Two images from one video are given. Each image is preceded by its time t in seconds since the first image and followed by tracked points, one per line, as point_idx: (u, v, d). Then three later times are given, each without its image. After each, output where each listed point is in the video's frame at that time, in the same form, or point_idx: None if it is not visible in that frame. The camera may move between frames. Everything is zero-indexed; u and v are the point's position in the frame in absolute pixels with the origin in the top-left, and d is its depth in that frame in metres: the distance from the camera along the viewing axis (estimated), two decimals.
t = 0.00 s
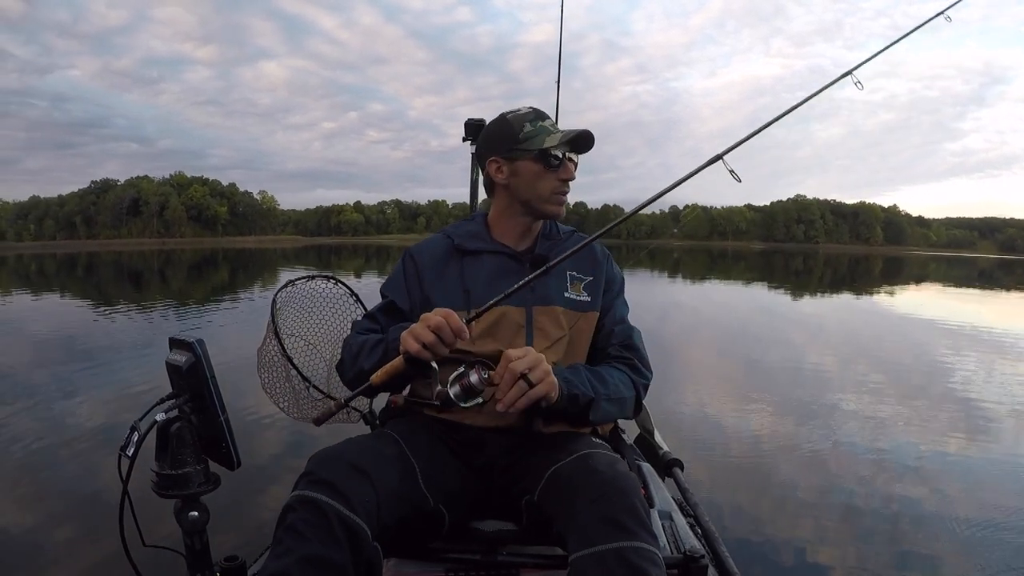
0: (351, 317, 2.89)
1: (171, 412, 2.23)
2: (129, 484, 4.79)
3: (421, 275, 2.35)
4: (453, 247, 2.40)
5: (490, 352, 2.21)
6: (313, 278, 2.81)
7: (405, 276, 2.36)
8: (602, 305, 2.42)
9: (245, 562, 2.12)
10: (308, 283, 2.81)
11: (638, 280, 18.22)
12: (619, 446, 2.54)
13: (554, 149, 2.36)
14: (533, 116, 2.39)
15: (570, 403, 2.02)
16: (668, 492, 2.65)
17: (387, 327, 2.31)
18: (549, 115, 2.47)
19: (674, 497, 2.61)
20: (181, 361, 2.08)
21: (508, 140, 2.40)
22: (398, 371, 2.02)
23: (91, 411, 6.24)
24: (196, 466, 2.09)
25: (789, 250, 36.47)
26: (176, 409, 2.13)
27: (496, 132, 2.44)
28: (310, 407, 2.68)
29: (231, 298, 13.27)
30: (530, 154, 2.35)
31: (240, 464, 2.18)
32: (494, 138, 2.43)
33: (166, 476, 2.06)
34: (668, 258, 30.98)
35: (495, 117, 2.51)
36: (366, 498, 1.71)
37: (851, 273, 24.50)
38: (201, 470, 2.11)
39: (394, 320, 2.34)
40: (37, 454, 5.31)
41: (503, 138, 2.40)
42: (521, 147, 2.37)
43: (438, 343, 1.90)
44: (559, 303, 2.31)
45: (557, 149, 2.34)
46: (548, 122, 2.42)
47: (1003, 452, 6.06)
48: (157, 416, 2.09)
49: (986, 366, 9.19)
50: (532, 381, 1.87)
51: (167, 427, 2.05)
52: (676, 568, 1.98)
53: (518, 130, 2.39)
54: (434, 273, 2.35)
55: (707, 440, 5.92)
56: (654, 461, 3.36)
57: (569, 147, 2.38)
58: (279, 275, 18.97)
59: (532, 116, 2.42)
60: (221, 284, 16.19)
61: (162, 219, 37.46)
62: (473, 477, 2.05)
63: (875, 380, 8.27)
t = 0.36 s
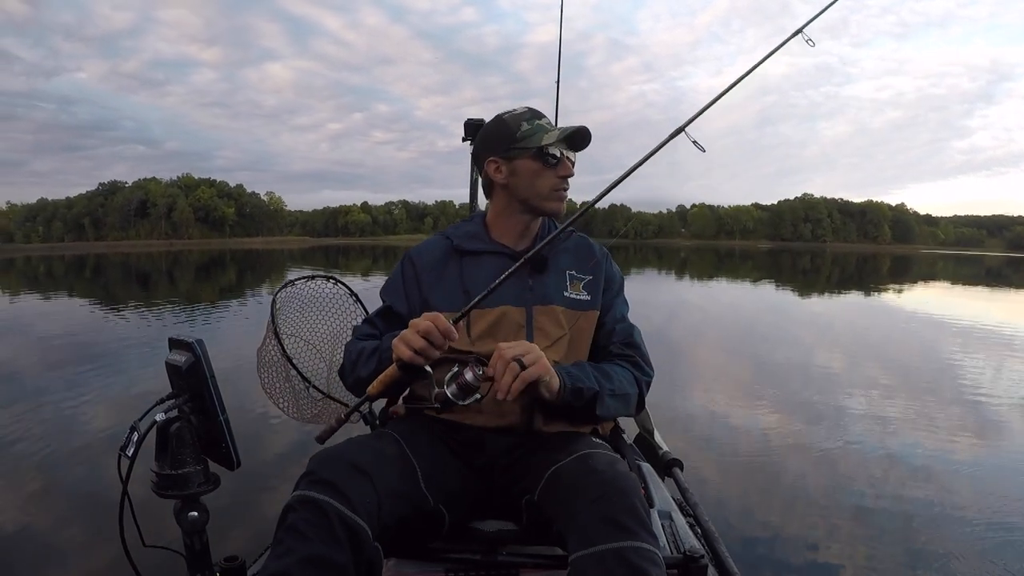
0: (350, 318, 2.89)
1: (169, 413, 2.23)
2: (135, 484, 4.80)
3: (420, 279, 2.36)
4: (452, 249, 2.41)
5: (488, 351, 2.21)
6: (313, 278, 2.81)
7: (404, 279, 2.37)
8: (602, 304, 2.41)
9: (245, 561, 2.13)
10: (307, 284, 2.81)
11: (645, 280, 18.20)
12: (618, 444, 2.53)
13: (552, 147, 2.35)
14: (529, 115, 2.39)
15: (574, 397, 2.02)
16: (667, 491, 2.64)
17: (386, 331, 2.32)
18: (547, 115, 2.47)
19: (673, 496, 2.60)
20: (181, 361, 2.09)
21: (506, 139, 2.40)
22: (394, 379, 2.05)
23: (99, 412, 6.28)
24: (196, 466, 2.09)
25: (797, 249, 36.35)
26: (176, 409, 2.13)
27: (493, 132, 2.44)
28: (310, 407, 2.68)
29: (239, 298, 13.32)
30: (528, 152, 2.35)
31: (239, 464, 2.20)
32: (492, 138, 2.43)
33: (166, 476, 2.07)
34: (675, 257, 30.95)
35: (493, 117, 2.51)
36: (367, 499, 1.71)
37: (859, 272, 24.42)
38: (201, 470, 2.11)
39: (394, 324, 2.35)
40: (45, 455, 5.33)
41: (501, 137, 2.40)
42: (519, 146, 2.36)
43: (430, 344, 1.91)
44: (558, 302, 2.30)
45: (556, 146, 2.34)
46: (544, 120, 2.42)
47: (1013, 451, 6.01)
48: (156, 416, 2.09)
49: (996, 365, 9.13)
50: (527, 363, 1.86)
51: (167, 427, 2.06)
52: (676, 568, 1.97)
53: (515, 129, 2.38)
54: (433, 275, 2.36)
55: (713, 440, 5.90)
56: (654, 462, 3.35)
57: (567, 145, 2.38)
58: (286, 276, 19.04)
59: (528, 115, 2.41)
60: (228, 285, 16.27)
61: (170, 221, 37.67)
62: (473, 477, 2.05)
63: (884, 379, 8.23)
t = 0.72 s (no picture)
0: (350, 316, 2.88)
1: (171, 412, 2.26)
2: (139, 481, 4.81)
3: (420, 281, 2.36)
4: (452, 250, 2.41)
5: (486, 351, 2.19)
6: (313, 276, 2.81)
7: (403, 282, 2.38)
8: (602, 303, 2.41)
9: (246, 561, 2.15)
10: (308, 282, 2.81)
11: (650, 281, 18.19)
12: (618, 442, 2.52)
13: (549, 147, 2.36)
14: (526, 115, 2.39)
15: (564, 392, 2.03)
16: (666, 490, 2.64)
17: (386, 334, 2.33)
18: (545, 115, 2.47)
19: (671, 495, 2.60)
20: (182, 361, 2.10)
21: (504, 139, 2.40)
22: (394, 379, 2.06)
23: (105, 408, 6.31)
24: (197, 465, 2.11)
25: (804, 251, 36.27)
26: (177, 408, 2.14)
27: (491, 132, 2.44)
28: (309, 405, 2.68)
29: (244, 296, 13.36)
30: (526, 152, 2.36)
31: (241, 464, 2.22)
32: (490, 138, 2.43)
33: (167, 474, 2.08)
34: (682, 258, 30.92)
35: (492, 117, 2.51)
36: (372, 499, 1.71)
37: (865, 275, 24.36)
38: (201, 470, 2.13)
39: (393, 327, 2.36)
40: (51, 450, 5.36)
41: (499, 137, 2.40)
42: (517, 147, 2.37)
43: (426, 348, 1.91)
44: (557, 303, 2.30)
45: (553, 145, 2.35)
46: (541, 119, 2.43)
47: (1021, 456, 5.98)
48: (157, 415, 2.11)
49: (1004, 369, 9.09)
50: (519, 380, 1.92)
51: (168, 426, 2.07)
52: (676, 568, 1.97)
53: (512, 130, 2.39)
54: (433, 275, 2.36)
55: (716, 442, 5.89)
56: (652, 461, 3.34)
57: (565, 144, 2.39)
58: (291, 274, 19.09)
59: (526, 115, 2.42)
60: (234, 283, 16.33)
61: (177, 218, 37.85)
62: (473, 477, 2.05)
63: (890, 382, 8.21)
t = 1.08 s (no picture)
0: (351, 317, 2.87)
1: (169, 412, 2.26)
2: (144, 478, 4.83)
3: (419, 282, 2.37)
4: (451, 251, 2.41)
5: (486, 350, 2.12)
6: (313, 277, 2.80)
7: (402, 283, 2.38)
8: (601, 303, 2.41)
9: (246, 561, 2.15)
10: (308, 283, 2.81)
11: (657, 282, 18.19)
12: (617, 442, 2.52)
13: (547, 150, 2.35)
14: (524, 117, 2.39)
15: (562, 390, 2.03)
16: (666, 490, 2.63)
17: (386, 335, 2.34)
18: (544, 116, 2.46)
19: (671, 495, 2.59)
20: (182, 360, 2.12)
21: (502, 140, 2.39)
22: (396, 380, 2.06)
23: (111, 405, 6.35)
24: (197, 464, 2.11)
25: (811, 253, 36.17)
26: (177, 408, 2.15)
27: (489, 133, 2.43)
28: (309, 405, 2.67)
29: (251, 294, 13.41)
30: (523, 155, 2.36)
31: (240, 464, 2.23)
32: (488, 139, 2.42)
33: (167, 474, 2.08)
34: (688, 259, 30.92)
35: (490, 117, 2.50)
36: (372, 499, 1.71)
37: (873, 277, 24.28)
38: (201, 470, 2.12)
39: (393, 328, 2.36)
40: (57, 446, 5.39)
41: (498, 138, 2.39)
42: (515, 149, 2.37)
43: (425, 346, 1.91)
44: (556, 303, 2.30)
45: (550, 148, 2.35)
46: (540, 121, 2.42)
47: None
48: (157, 415, 2.11)
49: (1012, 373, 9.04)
50: (518, 374, 1.92)
51: (169, 426, 2.07)
52: (676, 568, 1.96)
53: (511, 131, 2.38)
54: (433, 275, 2.36)
55: (720, 443, 5.87)
56: (652, 461, 3.34)
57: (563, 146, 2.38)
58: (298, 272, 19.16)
59: (524, 116, 2.41)
60: (242, 281, 16.39)
61: (185, 216, 38.04)
62: (473, 477, 2.05)
63: (897, 385, 8.18)
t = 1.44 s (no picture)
0: (350, 317, 2.88)
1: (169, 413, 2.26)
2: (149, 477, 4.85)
3: (417, 282, 2.37)
4: (449, 251, 2.41)
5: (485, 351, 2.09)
6: (311, 279, 2.84)
7: (400, 283, 2.38)
8: (599, 301, 2.41)
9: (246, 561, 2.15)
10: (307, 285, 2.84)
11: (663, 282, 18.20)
12: (617, 441, 2.51)
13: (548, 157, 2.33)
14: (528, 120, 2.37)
15: (552, 385, 2.01)
16: (666, 489, 2.62)
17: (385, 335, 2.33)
18: (546, 116, 2.44)
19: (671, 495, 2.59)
20: (182, 361, 2.12)
21: (503, 142, 2.38)
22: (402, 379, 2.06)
23: (118, 404, 6.38)
24: (197, 464, 2.12)
25: (818, 253, 36.02)
26: (176, 409, 2.15)
27: (491, 133, 2.41)
28: (308, 405, 2.67)
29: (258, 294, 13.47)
30: (522, 159, 2.36)
31: (239, 464, 2.23)
32: (490, 140, 2.41)
33: (167, 475, 2.08)
34: (694, 259, 30.90)
35: (491, 116, 2.48)
36: (374, 500, 1.71)
37: (881, 276, 24.19)
38: (201, 470, 2.13)
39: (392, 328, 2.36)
40: (64, 446, 5.42)
41: (499, 140, 2.39)
42: (515, 152, 2.36)
43: (429, 343, 1.92)
44: (555, 302, 2.30)
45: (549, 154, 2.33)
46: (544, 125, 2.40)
47: None
48: (156, 416, 2.11)
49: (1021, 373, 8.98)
50: (504, 376, 1.90)
51: (169, 426, 2.07)
52: (676, 568, 1.96)
53: (512, 133, 2.37)
54: (433, 275, 2.36)
55: (725, 444, 5.85)
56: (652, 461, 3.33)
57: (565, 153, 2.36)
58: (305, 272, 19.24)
59: (527, 118, 2.39)
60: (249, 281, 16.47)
61: (192, 217, 38.23)
62: (473, 478, 2.05)
63: (904, 385, 8.14)
